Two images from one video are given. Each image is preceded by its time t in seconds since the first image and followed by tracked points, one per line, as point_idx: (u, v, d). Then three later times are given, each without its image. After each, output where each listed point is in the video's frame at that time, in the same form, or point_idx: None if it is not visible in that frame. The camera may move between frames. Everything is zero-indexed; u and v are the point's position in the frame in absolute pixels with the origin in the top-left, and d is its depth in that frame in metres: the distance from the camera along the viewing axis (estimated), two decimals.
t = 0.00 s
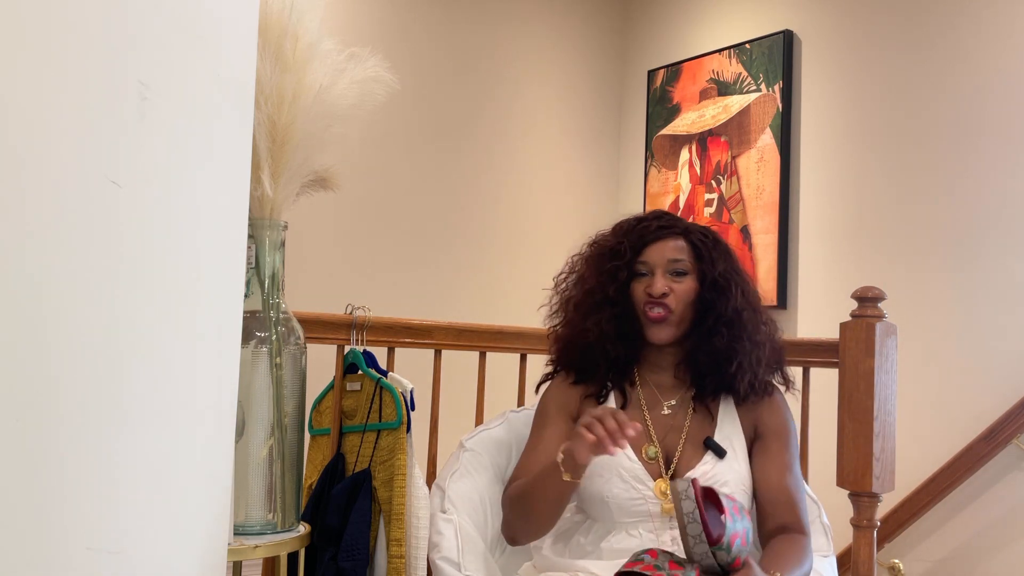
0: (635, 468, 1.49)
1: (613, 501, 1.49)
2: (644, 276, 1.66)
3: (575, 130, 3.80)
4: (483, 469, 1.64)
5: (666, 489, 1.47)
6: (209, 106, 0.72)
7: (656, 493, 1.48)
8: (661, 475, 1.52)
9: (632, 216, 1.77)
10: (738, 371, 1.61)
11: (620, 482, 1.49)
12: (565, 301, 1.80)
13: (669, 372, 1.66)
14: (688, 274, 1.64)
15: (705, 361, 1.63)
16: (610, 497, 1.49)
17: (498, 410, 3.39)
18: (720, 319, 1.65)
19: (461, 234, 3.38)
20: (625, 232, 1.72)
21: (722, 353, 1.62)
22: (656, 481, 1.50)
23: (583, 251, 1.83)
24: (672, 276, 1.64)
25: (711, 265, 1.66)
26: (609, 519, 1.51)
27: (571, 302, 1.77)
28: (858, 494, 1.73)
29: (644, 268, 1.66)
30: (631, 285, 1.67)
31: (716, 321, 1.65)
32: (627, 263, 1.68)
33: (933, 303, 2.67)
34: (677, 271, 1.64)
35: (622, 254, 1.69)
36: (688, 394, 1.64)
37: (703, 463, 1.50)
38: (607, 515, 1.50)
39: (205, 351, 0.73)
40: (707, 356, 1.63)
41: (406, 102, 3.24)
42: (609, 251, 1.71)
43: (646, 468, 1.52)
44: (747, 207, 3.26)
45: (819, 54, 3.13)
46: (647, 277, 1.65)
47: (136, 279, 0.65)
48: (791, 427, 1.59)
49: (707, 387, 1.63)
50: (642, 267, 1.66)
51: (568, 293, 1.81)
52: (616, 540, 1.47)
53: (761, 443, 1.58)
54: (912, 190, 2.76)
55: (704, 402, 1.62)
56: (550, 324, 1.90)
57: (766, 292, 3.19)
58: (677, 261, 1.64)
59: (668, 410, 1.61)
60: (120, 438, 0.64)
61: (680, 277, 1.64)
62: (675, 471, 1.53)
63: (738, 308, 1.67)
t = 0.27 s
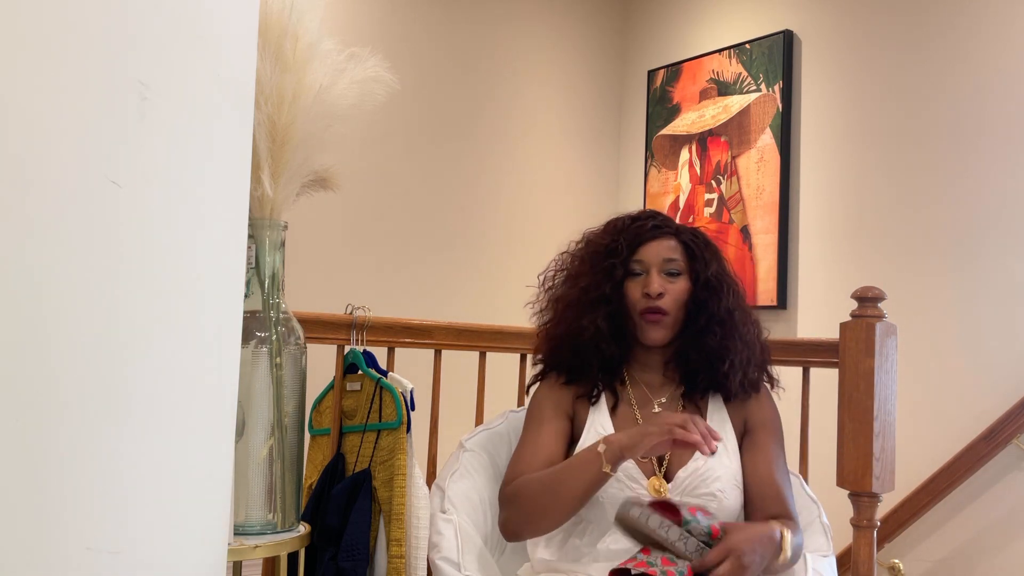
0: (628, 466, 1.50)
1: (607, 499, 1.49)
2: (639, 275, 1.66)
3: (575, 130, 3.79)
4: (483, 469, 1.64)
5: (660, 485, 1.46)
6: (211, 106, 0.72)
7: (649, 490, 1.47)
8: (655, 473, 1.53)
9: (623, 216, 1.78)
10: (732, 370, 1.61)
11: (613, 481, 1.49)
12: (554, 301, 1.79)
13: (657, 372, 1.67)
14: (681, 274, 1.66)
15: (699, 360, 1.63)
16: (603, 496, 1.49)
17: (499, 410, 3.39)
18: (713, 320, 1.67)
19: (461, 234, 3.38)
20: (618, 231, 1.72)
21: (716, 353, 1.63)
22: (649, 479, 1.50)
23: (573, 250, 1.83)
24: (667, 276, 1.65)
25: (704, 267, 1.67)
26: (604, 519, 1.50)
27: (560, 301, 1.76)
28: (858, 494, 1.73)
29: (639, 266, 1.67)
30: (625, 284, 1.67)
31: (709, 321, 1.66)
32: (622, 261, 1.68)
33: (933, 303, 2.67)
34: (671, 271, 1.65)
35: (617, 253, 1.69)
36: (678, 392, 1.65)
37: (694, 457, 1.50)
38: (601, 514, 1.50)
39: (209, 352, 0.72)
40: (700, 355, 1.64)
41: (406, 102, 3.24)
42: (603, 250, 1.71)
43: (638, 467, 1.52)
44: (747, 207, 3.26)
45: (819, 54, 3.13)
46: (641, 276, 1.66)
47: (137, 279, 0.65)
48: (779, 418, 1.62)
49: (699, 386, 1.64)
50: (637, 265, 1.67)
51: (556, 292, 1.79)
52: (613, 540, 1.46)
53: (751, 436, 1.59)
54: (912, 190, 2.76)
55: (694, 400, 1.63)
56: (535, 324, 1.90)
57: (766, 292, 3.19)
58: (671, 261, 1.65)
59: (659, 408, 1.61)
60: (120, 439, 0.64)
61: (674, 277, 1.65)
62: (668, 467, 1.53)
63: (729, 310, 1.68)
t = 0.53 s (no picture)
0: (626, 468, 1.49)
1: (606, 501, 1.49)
2: (641, 273, 1.65)
3: (575, 130, 3.80)
4: (483, 469, 1.65)
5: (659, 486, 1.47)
6: (214, 106, 0.72)
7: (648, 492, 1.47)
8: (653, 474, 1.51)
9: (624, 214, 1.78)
10: (733, 369, 1.62)
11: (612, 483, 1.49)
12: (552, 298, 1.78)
13: (654, 370, 1.66)
14: (684, 274, 1.66)
15: (700, 359, 1.64)
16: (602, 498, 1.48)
17: (498, 410, 3.39)
18: (714, 320, 1.67)
19: (461, 234, 3.38)
20: (621, 228, 1.72)
21: (717, 352, 1.63)
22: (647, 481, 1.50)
23: (573, 246, 1.82)
24: (670, 275, 1.65)
25: (706, 267, 1.68)
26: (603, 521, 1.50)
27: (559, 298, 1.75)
28: (858, 495, 1.73)
29: (641, 264, 1.66)
30: (628, 279, 1.65)
31: (710, 321, 1.67)
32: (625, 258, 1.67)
33: (933, 303, 2.67)
34: (674, 271, 1.65)
35: (620, 250, 1.68)
36: (673, 391, 1.64)
37: (691, 457, 1.51)
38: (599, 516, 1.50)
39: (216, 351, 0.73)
40: (702, 354, 1.64)
41: (406, 102, 3.24)
42: (605, 246, 1.70)
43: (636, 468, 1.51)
44: (747, 207, 3.26)
45: (818, 54, 3.13)
46: (644, 273, 1.65)
47: (138, 280, 0.65)
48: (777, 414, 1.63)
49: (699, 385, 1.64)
50: (640, 263, 1.66)
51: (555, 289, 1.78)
52: (611, 541, 1.46)
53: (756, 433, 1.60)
54: (912, 191, 2.76)
55: (689, 399, 1.63)
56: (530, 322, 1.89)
57: (766, 292, 3.19)
58: (674, 260, 1.66)
59: (655, 408, 1.61)
60: (121, 439, 0.64)
61: (676, 276, 1.66)
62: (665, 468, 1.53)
63: (728, 311, 1.70)
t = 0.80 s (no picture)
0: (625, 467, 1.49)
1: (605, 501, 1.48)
2: (645, 276, 1.65)
3: (575, 130, 3.79)
4: (483, 470, 1.65)
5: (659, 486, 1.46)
6: (217, 104, 0.72)
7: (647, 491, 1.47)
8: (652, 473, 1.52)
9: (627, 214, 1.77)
10: (733, 371, 1.63)
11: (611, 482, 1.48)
12: (551, 296, 1.77)
13: (653, 370, 1.66)
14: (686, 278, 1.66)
15: (700, 360, 1.64)
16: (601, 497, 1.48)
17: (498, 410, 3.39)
18: (715, 322, 1.68)
19: (461, 234, 3.38)
20: (625, 229, 1.71)
21: (718, 355, 1.64)
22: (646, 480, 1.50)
23: (576, 243, 1.81)
24: (673, 279, 1.65)
25: (706, 271, 1.69)
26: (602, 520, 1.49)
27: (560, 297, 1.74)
28: (859, 495, 1.73)
29: (645, 267, 1.65)
30: (632, 282, 1.64)
31: (711, 323, 1.67)
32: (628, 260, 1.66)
33: (933, 303, 2.67)
34: (677, 275, 1.65)
35: (624, 252, 1.67)
36: (671, 390, 1.64)
37: (690, 457, 1.51)
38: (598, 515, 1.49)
39: (221, 352, 0.73)
40: (702, 356, 1.64)
41: (406, 102, 3.24)
42: (608, 246, 1.69)
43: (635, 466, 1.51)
44: (747, 207, 3.26)
45: (818, 54, 3.13)
46: (648, 277, 1.64)
47: (138, 281, 0.65)
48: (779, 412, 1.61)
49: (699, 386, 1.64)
50: (643, 266, 1.65)
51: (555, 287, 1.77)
52: (610, 541, 1.46)
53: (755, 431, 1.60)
54: (912, 190, 2.76)
55: (687, 399, 1.63)
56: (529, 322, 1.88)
57: (766, 293, 3.19)
58: (678, 264, 1.65)
59: (653, 407, 1.61)
60: (122, 439, 0.64)
61: (680, 280, 1.65)
62: (664, 467, 1.53)
63: (728, 313, 1.70)
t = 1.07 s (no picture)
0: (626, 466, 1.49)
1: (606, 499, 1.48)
2: (644, 280, 1.64)
3: (575, 130, 3.79)
4: (483, 469, 1.65)
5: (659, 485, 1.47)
6: (216, 104, 0.72)
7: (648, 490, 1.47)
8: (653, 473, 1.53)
9: (626, 215, 1.76)
10: (736, 374, 1.63)
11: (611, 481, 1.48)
12: (553, 298, 1.77)
13: (655, 371, 1.67)
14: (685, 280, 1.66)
15: (702, 363, 1.63)
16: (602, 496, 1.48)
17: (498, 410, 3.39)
18: (717, 324, 1.67)
19: (462, 234, 3.38)
20: (623, 232, 1.70)
21: (720, 357, 1.63)
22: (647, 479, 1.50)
23: (576, 246, 1.80)
24: (672, 282, 1.65)
25: (708, 272, 1.69)
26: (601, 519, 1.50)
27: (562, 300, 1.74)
28: (859, 495, 1.73)
29: (644, 270, 1.65)
30: (631, 286, 1.64)
31: (713, 325, 1.67)
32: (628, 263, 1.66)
33: (933, 303, 2.67)
34: (676, 277, 1.65)
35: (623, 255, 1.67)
36: (672, 391, 1.65)
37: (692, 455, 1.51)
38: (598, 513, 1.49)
39: (219, 354, 0.73)
40: (704, 359, 1.64)
41: (406, 102, 3.24)
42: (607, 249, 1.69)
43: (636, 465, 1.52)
44: (747, 207, 3.26)
45: (818, 54, 3.13)
46: (647, 280, 1.64)
47: (139, 281, 0.65)
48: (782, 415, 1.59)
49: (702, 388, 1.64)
50: (642, 269, 1.65)
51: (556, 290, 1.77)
52: (610, 539, 1.46)
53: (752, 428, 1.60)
54: (912, 191, 2.76)
55: (686, 396, 1.64)
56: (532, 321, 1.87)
57: (766, 292, 3.19)
58: (677, 266, 1.65)
59: (655, 407, 1.62)
60: (122, 440, 0.64)
61: (679, 283, 1.65)
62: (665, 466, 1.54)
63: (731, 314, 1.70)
